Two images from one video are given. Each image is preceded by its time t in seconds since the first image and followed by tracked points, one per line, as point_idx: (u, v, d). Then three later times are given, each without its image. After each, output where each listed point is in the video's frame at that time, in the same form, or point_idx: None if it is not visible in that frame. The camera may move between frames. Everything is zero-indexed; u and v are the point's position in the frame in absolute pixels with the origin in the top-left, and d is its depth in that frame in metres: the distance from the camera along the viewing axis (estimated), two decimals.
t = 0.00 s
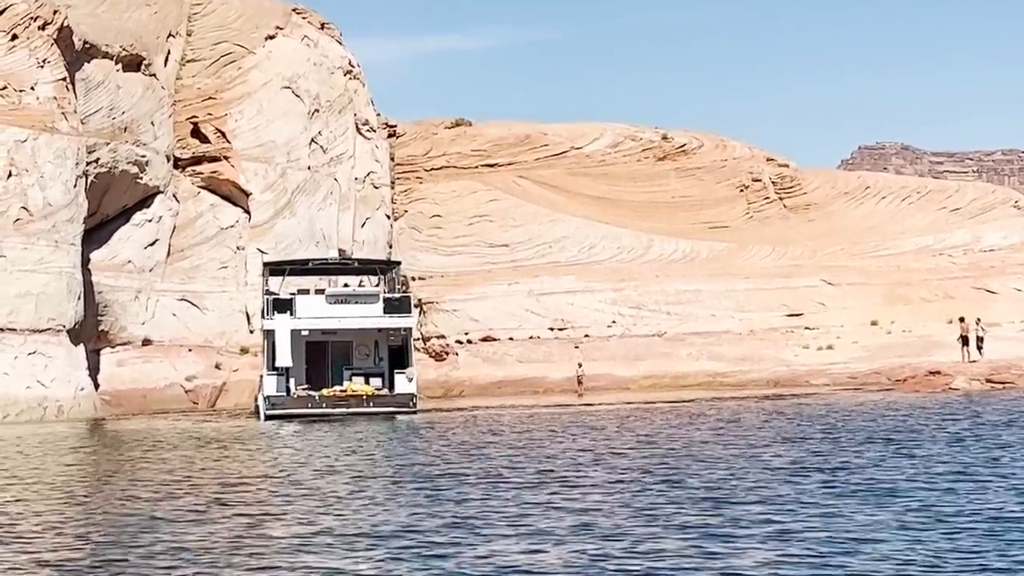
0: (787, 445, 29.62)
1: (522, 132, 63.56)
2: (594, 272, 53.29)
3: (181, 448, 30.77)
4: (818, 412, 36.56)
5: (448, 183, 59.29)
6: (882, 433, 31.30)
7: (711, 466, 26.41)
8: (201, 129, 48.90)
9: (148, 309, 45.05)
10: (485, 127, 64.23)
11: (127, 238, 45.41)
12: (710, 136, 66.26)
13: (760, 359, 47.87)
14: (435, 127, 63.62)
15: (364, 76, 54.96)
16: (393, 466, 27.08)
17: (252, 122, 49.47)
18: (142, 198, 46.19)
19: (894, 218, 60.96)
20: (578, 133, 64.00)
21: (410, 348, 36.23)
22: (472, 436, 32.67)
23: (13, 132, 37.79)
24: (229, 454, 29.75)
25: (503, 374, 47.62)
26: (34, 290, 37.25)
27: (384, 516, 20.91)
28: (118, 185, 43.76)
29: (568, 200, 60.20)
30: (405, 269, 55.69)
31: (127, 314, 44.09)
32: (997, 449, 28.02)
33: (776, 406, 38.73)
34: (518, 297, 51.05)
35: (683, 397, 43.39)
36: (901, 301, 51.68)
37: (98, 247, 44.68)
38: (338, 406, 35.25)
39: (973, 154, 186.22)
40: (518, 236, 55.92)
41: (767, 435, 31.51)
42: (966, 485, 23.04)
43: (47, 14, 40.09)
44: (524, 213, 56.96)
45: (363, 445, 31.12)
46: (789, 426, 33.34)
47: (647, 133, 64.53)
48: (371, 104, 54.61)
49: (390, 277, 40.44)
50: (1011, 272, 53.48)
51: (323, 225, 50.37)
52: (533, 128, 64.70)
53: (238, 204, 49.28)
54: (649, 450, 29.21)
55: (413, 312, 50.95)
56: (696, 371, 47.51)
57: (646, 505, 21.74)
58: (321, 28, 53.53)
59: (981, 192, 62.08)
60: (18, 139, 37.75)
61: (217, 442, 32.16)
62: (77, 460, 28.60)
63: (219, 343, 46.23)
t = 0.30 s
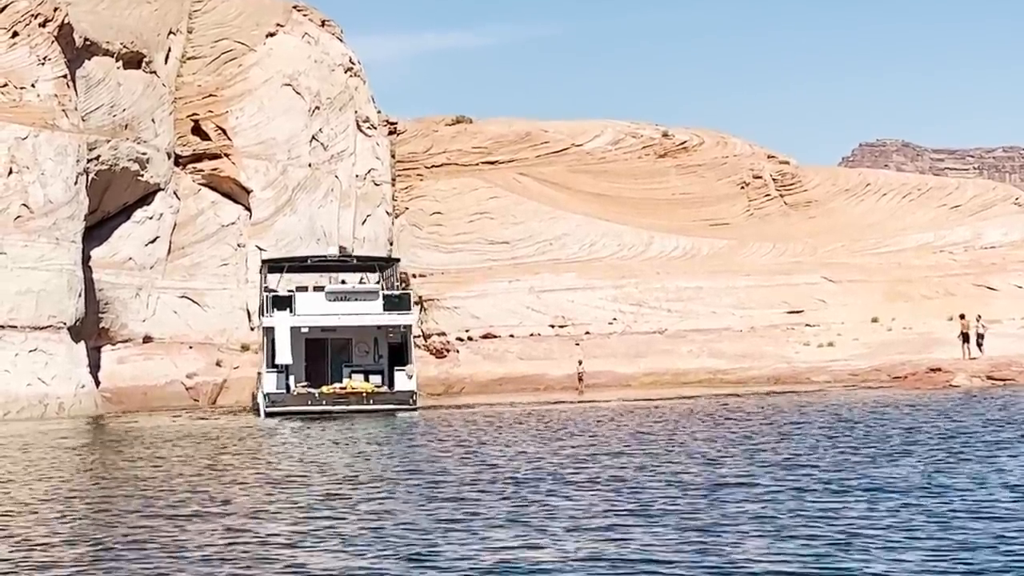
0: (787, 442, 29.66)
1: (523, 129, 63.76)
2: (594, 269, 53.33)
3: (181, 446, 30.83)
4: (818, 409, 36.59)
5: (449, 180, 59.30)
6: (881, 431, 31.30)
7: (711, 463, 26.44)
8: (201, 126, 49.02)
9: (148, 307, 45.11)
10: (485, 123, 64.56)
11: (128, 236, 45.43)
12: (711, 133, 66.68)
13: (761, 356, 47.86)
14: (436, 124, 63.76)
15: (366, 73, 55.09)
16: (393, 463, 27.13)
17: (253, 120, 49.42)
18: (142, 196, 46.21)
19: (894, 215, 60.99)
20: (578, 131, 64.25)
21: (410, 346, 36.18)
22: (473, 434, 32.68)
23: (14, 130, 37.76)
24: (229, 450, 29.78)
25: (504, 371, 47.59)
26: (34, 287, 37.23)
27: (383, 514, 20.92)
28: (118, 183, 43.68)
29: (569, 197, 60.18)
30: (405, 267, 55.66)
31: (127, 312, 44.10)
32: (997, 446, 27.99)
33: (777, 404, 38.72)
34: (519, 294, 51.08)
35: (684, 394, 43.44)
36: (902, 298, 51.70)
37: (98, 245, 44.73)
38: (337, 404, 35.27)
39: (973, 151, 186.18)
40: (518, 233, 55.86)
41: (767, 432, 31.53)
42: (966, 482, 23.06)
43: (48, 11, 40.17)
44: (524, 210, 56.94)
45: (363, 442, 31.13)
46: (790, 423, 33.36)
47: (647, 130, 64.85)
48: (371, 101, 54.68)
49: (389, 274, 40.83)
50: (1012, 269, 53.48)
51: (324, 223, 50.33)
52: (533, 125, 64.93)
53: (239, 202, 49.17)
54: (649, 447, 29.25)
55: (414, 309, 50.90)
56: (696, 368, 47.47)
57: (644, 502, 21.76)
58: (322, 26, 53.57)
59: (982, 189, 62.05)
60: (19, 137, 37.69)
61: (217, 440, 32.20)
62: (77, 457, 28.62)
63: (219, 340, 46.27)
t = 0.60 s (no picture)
0: (788, 439, 29.67)
1: (523, 126, 63.84)
2: (595, 266, 53.33)
3: (181, 443, 30.83)
4: (819, 406, 36.60)
5: (449, 177, 59.29)
6: (882, 428, 31.28)
7: (711, 460, 26.44)
8: (201, 124, 48.96)
9: (149, 304, 45.14)
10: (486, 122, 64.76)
11: (128, 233, 45.43)
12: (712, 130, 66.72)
13: (762, 353, 47.86)
14: (436, 122, 63.85)
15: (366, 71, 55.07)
16: (393, 460, 27.14)
17: (253, 117, 49.34)
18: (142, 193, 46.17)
19: (895, 212, 60.97)
20: (579, 128, 64.41)
21: (408, 343, 36.26)
22: (473, 431, 32.67)
23: (14, 127, 37.71)
24: (229, 448, 29.81)
25: (504, 369, 47.57)
26: (35, 285, 37.26)
27: (381, 511, 20.91)
28: (118, 181, 43.69)
29: (570, 194, 60.18)
30: (405, 265, 55.65)
31: (127, 309, 44.23)
32: (997, 443, 27.99)
33: (778, 401, 38.71)
34: (519, 292, 51.09)
35: (684, 391, 43.43)
36: (902, 295, 51.70)
37: (98, 242, 44.69)
38: (337, 401, 35.22)
39: (974, 149, 186.21)
40: (518, 231, 55.85)
41: (767, 429, 31.54)
42: (966, 480, 23.04)
43: (48, 9, 40.15)
44: (525, 207, 56.94)
45: (363, 439, 31.12)
46: (790, 420, 33.36)
47: (648, 127, 64.96)
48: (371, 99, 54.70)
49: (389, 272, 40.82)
50: (1012, 266, 53.46)
51: (324, 220, 50.43)
52: (533, 122, 65.01)
53: (239, 199, 49.24)
54: (649, 444, 29.27)
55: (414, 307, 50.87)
56: (697, 366, 47.43)
57: (644, 499, 21.74)
58: (322, 24, 53.60)
59: (982, 185, 62.06)
60: (19, 135, 37.66)
61: (217, 437, 32.21)
62: (77, 455, 28.63)
63: (219, 338, 46.39)
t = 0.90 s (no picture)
0: (788, 437, 29.65)
1: (523, 124, 63.79)
2: (596, 264, 53.30)
3: (182, 442, 30.84)
4: (820, 403, 36.57)
5: (450, 176, 59.30)
6: (883, 425, 31.27)
7: (710, 458, 26.42)
8: (201, 123, 48.86)
9: (150, 303, 45.20)
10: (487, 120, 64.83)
11: (129, 232, 45.36)
12: (713, 128, 66.70)
13: (763, 351, 47.90)
14: (437, 120, 63.84)
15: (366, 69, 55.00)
16: (392, 458, 27.15)
17: (253, 116, 49.32)
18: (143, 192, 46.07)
19: (896, 210, 60.89)
20: (580, 125, 64.41)
21: (408, 342, 36.18)
22: (473, 429, 32.65)
23: (15, 126, 37.65)
24: (229, 446, 29.84)
25: (505, 367, 47.85)
26: (36, 284, 37.31)
27: (382, 509, 20.91)
28: (119, 179, 43.68)
29: (571, 192, 60.19)
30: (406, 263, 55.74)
31: (129, 308, 44.28)
32: (997, 440, 27.95)
33: (778, 398, 38.76)
34: (520, 290, 50.88)
35: (685, 389, 43.45)
36: (904, 292, 51.69)
37: (99, 241, 44.68)
38: (337, 400, 35.26)
39: (976, 145, 186.10)
40: (519, 229, 55.85)
41: (767, 427, 31.51)
42: (967, 477, 23.00)
43: (48, 8, 40.07)
44: (526, 205, 56.93)
45: (363, 437, 31.09)
46: (791, 417, 33.34)
47: (648, 125, 64.92)
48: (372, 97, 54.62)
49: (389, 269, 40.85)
50: (1013, 263, 53.40)
51: (325, 219, 50.44)
52: (533, 120, 64.99)
53: (240, 198, 49.15)
54: (650, 442, 29.25)
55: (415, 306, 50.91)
56: (698, 364, 47.51)
57: (644, 497, 21.75)
58: (321, 23, 53.64)
59: (983, 183, 62.05)
60: (21, 133, 37.59)
61: (218, 435, 32.25)
62: (78, 454, 28.65)
63: (221, 336, 46.52)
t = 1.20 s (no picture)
0: (791, 434, 29.68)
1: (525, 122, 63.74)
2: (598, 262, 53.29)
3: (185, 441, 30.86)
4: (823, 401, 36.53)
5: (452, 174, 59.34)
6: (885, 423, 31.23)
7: (713, 456, 26.42)
8: (204, 122, 48.92)
9: (153, 302, 45.29)
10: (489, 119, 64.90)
11: (131, 231, 45.35)
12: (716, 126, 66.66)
13: (766, 349, 47.88)
14: (439, 118, 64.36)
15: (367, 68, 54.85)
16: (395, 457, 27.17)
17: (255, 114, 49.31)
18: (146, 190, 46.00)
19: (898, 207, 60.85)
20: (582, 124, 64.35)
21: (410, 340, 36.05)
22: (476, 427, 32.63)
23: (18, 125, 37.71)
24: (231, 445, 29.85)
25: (508, 365, 47.64)
26: (39, 283, 37.36)
27: (383, 508, 20.89)
28: (121, 178, 43.68)
29: (573, 190, 60.17)
30: (409, 261, 55.74)
31: (131, 307, 44.36)
32: (999, 438, 27.95)
33: (780, 396, 38.76)
34: (523, 288, 51.07)
35: (687, 388, 43.42)
36: (906, 290, 51.65)
37: (102, 240, 44.67)
38: (339, 399, 35.28)
39: (978, 143, 186.02)
40: (521, 227, 55.88)
41: (770, 425, 31.52)
42: (972, 475, 22.95)
43: (51, 6, 39.96)
44: (528, 203, 56.96)
45: (366, 436, 31.08)
46: (794, 415, 33.34)
47: (650, 123, 64.89)
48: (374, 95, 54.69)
49: (390, 268, 40.88)
50: (1015, 261, 53.33)
51: (328, 217, 50.48)
52: (536, 118, 65.05)
53: (242, 197, 49.20)
54: (653, 440, 29.27)
55: (417, 304, 50.94)
56: (700, 361, 47.49)
57: (645, 495, 21.73)
58: (324, 21, 53.67)
59: (986, 180, 62.00)
60: (23, 132, 37.66)
61: (220, 434, 32.28)
62: (81, 452, 28.65)
63: (224, 335, 46.62)
